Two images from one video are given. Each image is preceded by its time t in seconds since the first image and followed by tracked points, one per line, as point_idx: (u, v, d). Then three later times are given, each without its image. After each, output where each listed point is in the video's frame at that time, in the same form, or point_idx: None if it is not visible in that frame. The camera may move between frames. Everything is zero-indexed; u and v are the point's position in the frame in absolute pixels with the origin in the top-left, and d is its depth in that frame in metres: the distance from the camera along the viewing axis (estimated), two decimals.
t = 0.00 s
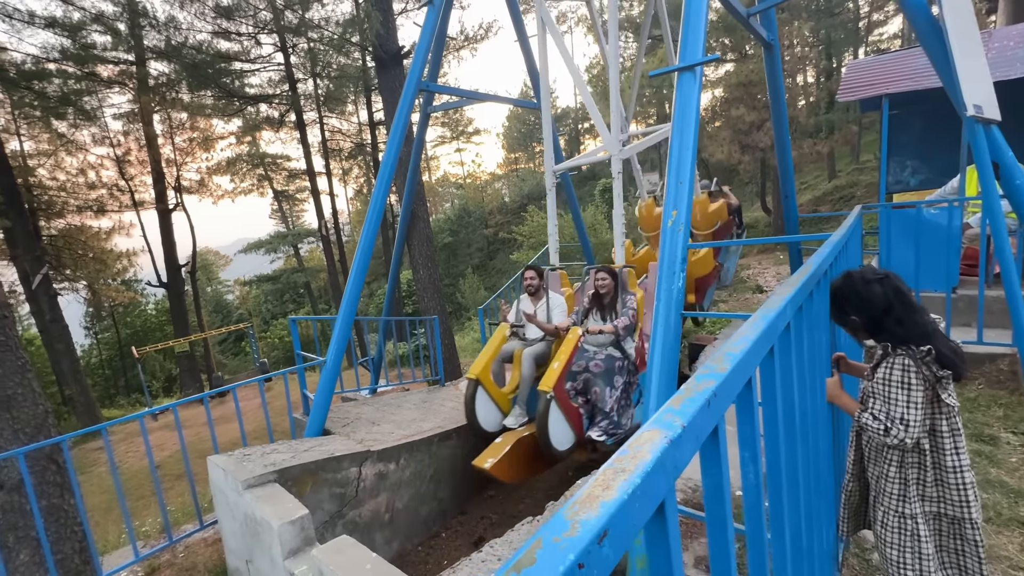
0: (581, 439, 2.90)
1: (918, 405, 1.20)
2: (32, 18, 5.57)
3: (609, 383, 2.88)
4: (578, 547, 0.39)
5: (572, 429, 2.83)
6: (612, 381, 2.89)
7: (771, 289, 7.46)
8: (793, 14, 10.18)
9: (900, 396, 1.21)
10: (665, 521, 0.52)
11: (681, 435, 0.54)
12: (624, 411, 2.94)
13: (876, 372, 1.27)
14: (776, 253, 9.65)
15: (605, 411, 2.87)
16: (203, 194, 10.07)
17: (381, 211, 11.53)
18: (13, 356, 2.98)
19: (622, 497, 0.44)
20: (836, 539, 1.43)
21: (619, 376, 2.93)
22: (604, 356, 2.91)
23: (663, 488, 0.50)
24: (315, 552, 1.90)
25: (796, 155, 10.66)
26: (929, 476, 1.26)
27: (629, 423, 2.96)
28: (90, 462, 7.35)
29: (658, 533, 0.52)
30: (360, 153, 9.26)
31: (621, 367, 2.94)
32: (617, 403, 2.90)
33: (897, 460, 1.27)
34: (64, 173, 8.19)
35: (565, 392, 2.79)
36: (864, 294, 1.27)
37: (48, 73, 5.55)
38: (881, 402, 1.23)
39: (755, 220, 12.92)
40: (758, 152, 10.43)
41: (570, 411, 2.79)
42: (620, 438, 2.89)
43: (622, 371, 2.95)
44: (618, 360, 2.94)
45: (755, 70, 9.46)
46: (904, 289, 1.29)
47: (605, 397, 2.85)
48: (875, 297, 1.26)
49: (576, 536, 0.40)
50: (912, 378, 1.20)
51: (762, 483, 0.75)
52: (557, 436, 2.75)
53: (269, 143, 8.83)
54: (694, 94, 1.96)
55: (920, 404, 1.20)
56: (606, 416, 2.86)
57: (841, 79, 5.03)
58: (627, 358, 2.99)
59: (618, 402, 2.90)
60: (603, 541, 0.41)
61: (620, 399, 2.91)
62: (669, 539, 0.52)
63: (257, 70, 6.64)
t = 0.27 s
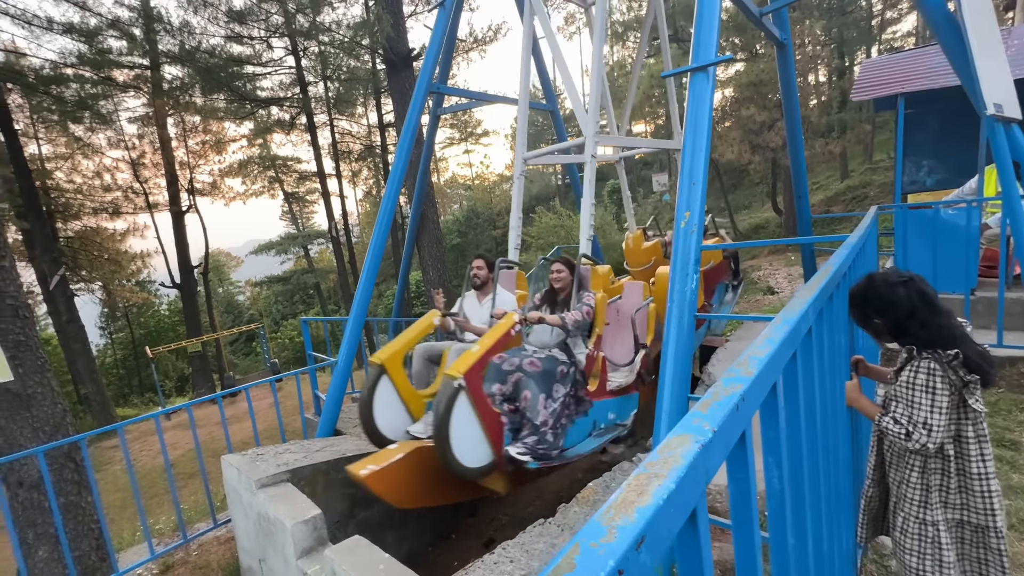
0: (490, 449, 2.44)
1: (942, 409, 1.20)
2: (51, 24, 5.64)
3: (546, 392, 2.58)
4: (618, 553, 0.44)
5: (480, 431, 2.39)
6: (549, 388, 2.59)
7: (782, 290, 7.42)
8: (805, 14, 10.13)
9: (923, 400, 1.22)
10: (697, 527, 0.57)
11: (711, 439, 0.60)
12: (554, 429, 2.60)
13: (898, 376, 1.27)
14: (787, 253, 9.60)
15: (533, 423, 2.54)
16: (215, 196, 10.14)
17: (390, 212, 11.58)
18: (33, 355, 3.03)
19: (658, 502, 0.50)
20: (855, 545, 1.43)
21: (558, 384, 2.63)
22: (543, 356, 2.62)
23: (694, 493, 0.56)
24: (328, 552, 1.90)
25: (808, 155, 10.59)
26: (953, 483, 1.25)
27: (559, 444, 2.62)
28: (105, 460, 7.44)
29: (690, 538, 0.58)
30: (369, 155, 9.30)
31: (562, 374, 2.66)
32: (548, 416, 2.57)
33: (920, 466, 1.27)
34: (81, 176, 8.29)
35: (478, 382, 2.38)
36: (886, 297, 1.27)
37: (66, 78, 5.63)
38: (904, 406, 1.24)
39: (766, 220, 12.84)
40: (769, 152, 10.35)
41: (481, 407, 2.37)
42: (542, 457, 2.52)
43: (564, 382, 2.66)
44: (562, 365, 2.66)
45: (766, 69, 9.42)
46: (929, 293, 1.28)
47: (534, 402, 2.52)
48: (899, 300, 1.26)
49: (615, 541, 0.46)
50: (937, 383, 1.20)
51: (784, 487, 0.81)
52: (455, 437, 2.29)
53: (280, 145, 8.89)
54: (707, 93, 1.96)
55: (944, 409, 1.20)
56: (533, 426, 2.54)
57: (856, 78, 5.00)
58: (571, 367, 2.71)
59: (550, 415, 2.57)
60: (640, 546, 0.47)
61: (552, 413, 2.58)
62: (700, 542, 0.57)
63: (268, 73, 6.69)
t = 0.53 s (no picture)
0: (349, 414, 1.67)
1: (985, 421, 1.17)
2: (91, 39, 5.83)
3: (448, 362, 1.92)
4: (670, 557, 0.45)
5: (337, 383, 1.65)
6: (451, 354, 1.94)
7: (808, 295, 7.27)
8: (831, 13, 9.97)
9: (964, 411, 1.19)
10: (742, 535, 0.58)
11: (755, 446, 0.59)
12: (455, 415, 1.88)
13: (940, 386, 1.25)
14: (813, 257, 9.42)
15: (423, 396, 1.83)
16: (242, 202, 10.35)
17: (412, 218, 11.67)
18: (73, 355, 3.13)
19: (706, 509, 0.50)
20: (895, 560, 1.41)
21: (465, 353, 1.98)
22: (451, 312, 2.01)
23: (740, 502, 0.56)
24: (350, 554, 1.91)
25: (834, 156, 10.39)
26: (1003, 498, 1.21)
27: (454, 434, 1.87)
28: (135, 461, 7.61)
29: (735, 546, 0.58)
30: (392, 161, 9.39)
31: (474, 342, 2.01)
32: (447, 390, 1.87)
33: (966, 481, 1.25)
34: (116, 184, 8.55)
35: (346, 309, 1.68)
36: (921, 305, 1.27)
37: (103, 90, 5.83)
38: (945, 417, 1.22)
39: (791, 224, 12.63)
40: (794, 155, 10.19)
41: (342, 351, 1.66)
42: (424, 448, 1.75)
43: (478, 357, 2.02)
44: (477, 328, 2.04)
45: (790, 71, 9.29)
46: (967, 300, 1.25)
47: (425, 365, 1.87)
48: (935, 307, 1.25)
49: (665, 547, 0.47)
50: (979, 393, 1.17)
51: (824, 499, 0.80)
52: (293, 376, 1.56)
53: (305, 153, 9.03)
54: (733, 95, 1.93)
55: (988, 420, 1.17)
56: (419, 397, 1.83)
57: (887, 79, 4.92)
58: (491, 336, 2.08)
59: (450, 391, 1.88)
60: (691, 551, 0.48)
61: (451, 390, 1.88)
62: (745, 550, 0.58)
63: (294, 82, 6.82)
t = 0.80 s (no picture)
0: (115, 279, 1.22)
1: (1015, 439, 1.24)
2: (121, 54, 5.99)
3: (294, 266, 1.43)
4: None
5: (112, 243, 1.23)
6: (298, 253, 1.44)
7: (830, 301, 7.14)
8: (851, 18, 9.87)
9: (995, 428, 1.26)
10: (770, 557, 0.56)
11: (782, 467, 0.57)
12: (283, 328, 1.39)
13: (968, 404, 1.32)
14: (835, 265, 9.26)
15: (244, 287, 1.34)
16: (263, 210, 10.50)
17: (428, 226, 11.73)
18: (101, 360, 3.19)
19: (735, 529, 0.49)
20: None
21: (323, 260, 1.48)
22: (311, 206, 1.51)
23: (766, 523, 0.54)
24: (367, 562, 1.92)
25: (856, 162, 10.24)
26: None
27: (271, 355, 1.37)
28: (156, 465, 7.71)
29: (762, 566, 0.56)
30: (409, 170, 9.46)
31: (339, 248, 1.51)
32: (277, 294, 1.39)
33: (999, 500, 1.31)
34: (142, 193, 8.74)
35: (147, 157, 1.28)
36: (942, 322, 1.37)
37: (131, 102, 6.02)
38: (974, 433, 1.29)
39: (811, 231, 12.43)
40: (814, 161, 10.06)
41: (129, 205, 1.25)
42: (208, 354, 1.25)
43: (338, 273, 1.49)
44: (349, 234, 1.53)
45: (810, 76, 9.21)
46: (991, 317, 1.32)
47: (253, 256, 1.39)
48: (959, 322, 1.33)
49: (693, 567, 0.45)
50: (1009, 410, 1.24)
51: (850, 517, 0.78)
52: (35, 201, 1.12)
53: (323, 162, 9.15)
54: (752, 102, 1.91)
55: (1019, 438, 1.24)
56: (229, 289, 1.34)
57: (909, 84, 4.86)
58: (367, 249, 1.55)
59: (275, 293, 1.38)
60: (720, 573, 0.46)
61: (281, 293, 1.39)
62: (772, 572, 0.56)
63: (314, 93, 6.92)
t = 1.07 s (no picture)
0: None
1: None
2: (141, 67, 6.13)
3: (117, 113, 0.96)
4: None
5: None
6: (129, 101, 0.98)
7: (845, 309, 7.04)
8: (865, 21, 9.78)
9: (1012, 442, 1.25)
10: None
11: (789, 493, 0.56)
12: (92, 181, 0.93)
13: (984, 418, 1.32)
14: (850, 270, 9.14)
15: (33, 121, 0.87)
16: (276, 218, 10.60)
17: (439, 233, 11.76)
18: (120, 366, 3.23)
19: (741, 557, 0.47)
20: None
21: (166, 118, 1.02)
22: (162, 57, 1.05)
23: (774, 550, 0.53)
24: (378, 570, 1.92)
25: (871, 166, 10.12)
26: None
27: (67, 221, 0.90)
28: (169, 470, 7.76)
29: None
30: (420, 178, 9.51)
31: (195, 114, 1.06)
32: (80, 138, 0.91)
33: (1019, 517, 1.29)
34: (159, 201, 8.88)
35: None
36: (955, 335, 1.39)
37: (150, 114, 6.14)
38: (991, 449, 1.28)
39: (825, 235, 12.28)
40: (827, 165, 9.96)
41: None
42: None
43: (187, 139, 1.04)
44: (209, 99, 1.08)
45: (822, 80, 9.13)
46: (1003, 333, 1.35)
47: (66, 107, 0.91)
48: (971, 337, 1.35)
49: None
50: None
51: (862, 539, 0.76)
52: None
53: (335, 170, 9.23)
54: (763, 111, 1.90)
55: None
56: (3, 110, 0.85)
57: (924, 90, 4.82)
58: (234, 121, 1.11)
59: (78, 134, 0.91)
60: None
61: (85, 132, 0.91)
62: None
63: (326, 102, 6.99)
